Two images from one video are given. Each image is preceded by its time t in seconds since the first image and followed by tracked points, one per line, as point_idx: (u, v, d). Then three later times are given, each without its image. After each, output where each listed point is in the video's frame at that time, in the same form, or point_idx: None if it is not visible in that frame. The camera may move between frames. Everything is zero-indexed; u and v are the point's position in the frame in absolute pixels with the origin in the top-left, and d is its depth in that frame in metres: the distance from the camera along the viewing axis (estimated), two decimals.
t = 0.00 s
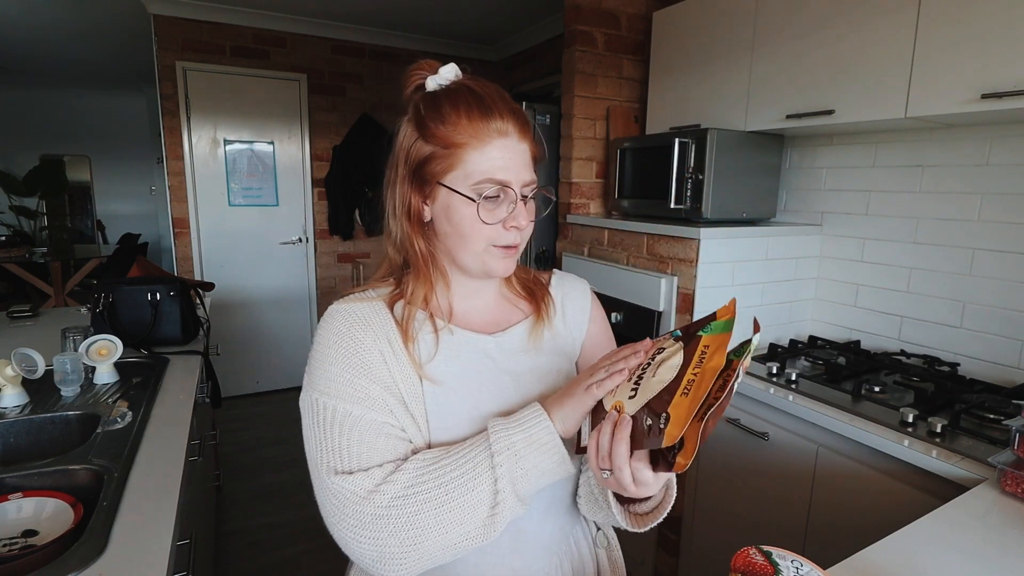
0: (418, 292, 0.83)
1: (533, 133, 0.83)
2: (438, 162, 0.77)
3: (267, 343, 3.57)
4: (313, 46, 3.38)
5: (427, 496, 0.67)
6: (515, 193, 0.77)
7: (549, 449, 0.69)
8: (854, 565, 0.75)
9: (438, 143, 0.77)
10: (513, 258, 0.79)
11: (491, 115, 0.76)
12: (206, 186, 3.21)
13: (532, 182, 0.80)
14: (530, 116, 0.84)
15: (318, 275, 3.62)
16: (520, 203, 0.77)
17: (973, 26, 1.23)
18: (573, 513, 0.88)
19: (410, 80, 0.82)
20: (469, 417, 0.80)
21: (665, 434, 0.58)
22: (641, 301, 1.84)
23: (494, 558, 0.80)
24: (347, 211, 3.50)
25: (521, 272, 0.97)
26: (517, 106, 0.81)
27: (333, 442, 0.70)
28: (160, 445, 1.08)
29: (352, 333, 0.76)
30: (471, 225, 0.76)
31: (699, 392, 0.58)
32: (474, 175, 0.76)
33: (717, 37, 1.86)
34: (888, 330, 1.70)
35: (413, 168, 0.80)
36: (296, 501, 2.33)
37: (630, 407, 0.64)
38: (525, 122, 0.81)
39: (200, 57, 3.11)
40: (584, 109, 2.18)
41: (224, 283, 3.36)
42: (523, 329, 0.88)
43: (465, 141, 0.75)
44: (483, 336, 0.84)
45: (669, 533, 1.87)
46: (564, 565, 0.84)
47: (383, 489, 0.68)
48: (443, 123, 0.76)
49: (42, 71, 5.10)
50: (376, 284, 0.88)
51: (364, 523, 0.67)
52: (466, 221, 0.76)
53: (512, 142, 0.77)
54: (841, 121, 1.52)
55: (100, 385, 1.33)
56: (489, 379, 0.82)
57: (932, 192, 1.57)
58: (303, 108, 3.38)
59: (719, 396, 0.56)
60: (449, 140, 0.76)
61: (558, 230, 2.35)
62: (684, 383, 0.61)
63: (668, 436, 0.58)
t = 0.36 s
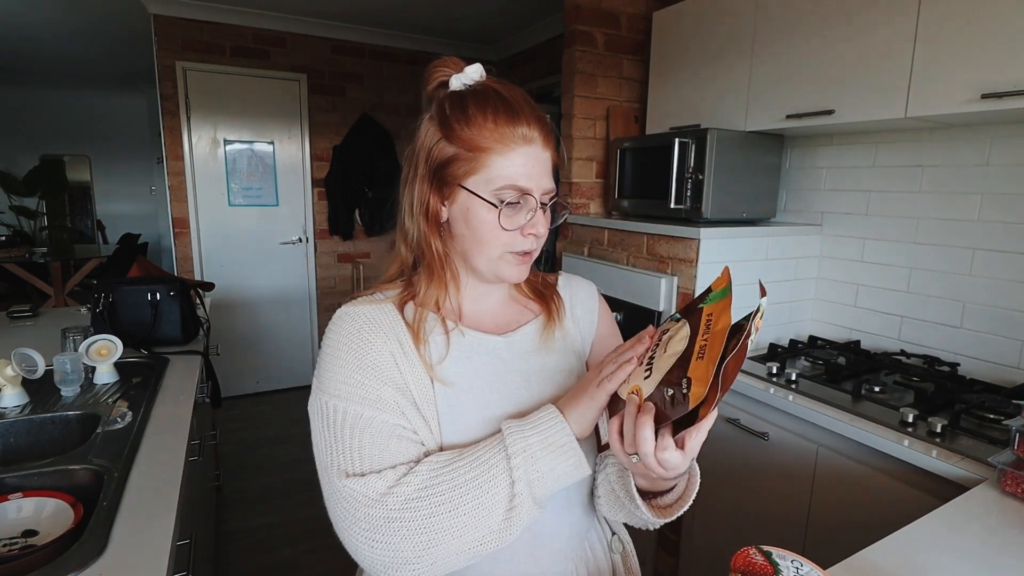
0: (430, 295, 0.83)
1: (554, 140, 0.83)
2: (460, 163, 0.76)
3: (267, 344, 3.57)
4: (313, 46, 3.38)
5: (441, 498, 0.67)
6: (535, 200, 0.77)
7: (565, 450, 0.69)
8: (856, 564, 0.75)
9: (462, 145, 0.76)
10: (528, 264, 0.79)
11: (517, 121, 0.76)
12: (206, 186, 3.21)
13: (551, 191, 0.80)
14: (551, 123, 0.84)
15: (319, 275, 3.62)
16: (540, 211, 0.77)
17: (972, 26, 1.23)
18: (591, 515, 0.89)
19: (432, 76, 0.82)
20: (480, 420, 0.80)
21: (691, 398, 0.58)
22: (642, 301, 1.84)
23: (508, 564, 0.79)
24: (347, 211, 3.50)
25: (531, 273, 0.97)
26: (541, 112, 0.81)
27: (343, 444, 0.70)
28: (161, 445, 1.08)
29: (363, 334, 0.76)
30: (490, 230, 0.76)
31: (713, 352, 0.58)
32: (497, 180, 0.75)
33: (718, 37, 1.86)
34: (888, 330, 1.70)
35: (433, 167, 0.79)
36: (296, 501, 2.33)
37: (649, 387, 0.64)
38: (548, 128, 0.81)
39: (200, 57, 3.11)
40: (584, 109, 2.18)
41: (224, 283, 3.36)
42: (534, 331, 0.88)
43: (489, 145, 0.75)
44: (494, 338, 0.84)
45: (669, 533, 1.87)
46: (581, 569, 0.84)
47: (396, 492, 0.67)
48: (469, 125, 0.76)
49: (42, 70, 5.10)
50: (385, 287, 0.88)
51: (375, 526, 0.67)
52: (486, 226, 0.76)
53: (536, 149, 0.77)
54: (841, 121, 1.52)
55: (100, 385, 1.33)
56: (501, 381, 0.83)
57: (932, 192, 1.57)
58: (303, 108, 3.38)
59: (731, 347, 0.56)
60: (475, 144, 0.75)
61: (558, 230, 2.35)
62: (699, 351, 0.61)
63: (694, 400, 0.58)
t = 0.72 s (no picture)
0: (431, 296, 0.83)
1: (558, 139, 0.83)
2: (461, 162, 0.76)
3: (267, 344, 3.57)
4: (313, 45, 3.38)
5: (435, 502, 0.67)
6: (537, 200, 0.76)
7: (558, 454, 0.69)
8: (856, 565, 0.75)
9: (463, 144, 0.76)
10: (531, 264, 0.79)
11: (519, 119, 0.76)
12: (206, 186, 3.21)
13: (554, 191, 0.80)
14: (556, 122, 0.84)
15: (319, 275, 3.62)
16: (542, 211, 0.77)
17: (972, 26, 1.23)
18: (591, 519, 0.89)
19: (436, 75, 0.82)
20: (479, 424, 0.80)
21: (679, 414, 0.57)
22: (642, 301, 1.84)
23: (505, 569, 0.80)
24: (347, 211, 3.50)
25: (535, 275, 0.97)
26: (546, 112, 0.81)
27: (340, 447, 0.70)
28: (161, 445, 1.08)
29: (362, 336, 0.76)
30: (492, 231, 0.76)
31: (704, 365, 0.57)
32: (498, 179, 0.75)
33: (718, 37, 1.86)
34: (888, 330, 1.70)
35: (434, 166, 0.80)
36: (295, 501, 2.33)
37: (640, 397, 0.64)
38: (552, 127, 0.81)
39: (200, 57, 3.11)
40: (584, 109, 2.18)
41: (224, 283, 3.36)
42: (537, 333, 0.88)
43: (491, 144, 0.75)
44: (494, 340, 0.84)
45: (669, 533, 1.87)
46: None
47: (390, 496, 0.67)
48: (471, 124, 0.76)
49: (42, 70, 5.10)
50: (388, 286, 0.88)
51: (369, 531, 0.67)
52: (487, 227, 0.76)
53: (540, 148, 0.77)
54: (841, 121, 1.52)
55: (100, 385, 1.33)
56: (501, 384, 0.83)
57: (932, 192, 1.57)
58: (303, 108, 3.38)
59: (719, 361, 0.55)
60: (478, 143, 0.75)
61: (558, 230, 2.35)
62: (690, 364, 0.60)
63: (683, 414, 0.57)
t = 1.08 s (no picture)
0: (423, 297, 0.82)
1: (552, 137, 0.83)
2: (450, 159, 0.76)
3: (267, 344, 3.57)
4: (313, 45, 3.38)
5: (423, 507, 0.67)
6: (530, 197, 0.76)
7: (549, 461, 0.69)
8: (855, 564, 0.75)
9: (453, 141, 0.76)
10: (525, 262, 0.78)
11: (509, 116, 0.76)
12: (206, 186, 3.21)
13: (548, 188, 0.79)
14: (551, 121, 0.83)
15: (319, 275, 3.62)
16: (534, 208, 0.76)
17: (972, 26, 1.24)
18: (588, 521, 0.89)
19: (432, 74, 0.82)
20: (474, 427, 0.80)
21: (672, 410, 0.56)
22: (642, 301, 1.84)
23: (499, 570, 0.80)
24: (348, 211, 3.50)
25: (535, 277, 0.97)
26: (539, 109, 0.81)
27: (332, 449, 0.70)
28: (160, 445, 1.08)
29: (357, 337, 0.76)
30: (482, 227, 0.75)
31: (691, 359, 0.56)
32: (488, 176, 0.75)
33: (718, 38, 1.86)
34: (888, 330, 1.70)
35: (428, 165, 0.80)
36: (296, 501, 2.33)
37: (633, 396, 0.63)
38: (545, 125, 0.80)
39: (200, 57, 3.11)
40: (584, 109, 2.18)
41: (224, 283, 3.36)
42: (534, 335, 0.88)
43: (482, 141, 0.75)
44: (490, 343, 0.83)
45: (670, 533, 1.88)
46: None
47: (379, 500, 0.68)
48: (462, 121, 0.76)
49: (42, 70, 5.10)
50: (387, 286, 0.89)
51: (357, 533, 0.67)
52: (477, 223, 0.75)
53: (531, 145, 0.77)
54: (841, 121, 1.52)
55: (100, 385, 1.33)
56: (496, 386, 0.82)
57: (932, 192, 1.57)
58: (303, 108, 3.38)
59: (704, 351, 0.54)
60: (467, 139, 0.75)
61: (558, 230, 2.35)
62: (676, 359, 0.59)
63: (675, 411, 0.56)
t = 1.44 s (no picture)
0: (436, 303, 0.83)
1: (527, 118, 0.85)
2: (445, 154, 0.77)
3: (267, 344, 3.57)
4: (313, 45, 3.38)
5: (426, 505, 0.67)
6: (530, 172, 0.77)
7: (552, 459, 0.69)
8: (854, 565, 0.75)
9: (440, 138, 0.77)
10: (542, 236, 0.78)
11: (485, 98, 0.78)
12: (206, 186, 3.21)
13: (539, 159, 0.81)
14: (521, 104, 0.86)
15: (318, 275, 3.62)
16: (537, 177, 0.77)
17: (972, 27, 1.24)
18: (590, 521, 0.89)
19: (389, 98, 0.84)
20: (475, 427, 0.80)
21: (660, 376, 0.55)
22: (641, 301, 1.84)
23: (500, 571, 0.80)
24: (347, 211, 3.50)
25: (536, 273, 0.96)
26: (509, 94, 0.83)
27: (336, 447, 0.70)
28: (160, 446, 1.08)
29: (360, 337, 0.76)
30: (495, 208, 0.75)
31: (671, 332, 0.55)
32: (485, 159, 0.76)
33: (718, 38, 1.86)
34: (888, 330, 1.70)
35: (420, 172, 0.80)
36: (296, 501, 2.33)
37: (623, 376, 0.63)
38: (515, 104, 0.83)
39: (200, 57, 3.11)
40: (584, 109, 2.18)
41: (223, 283, 3.36)
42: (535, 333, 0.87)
43: (468, 127, 0.76)
44: (490, 343, 0.83)
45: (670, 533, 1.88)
46: None
47: (382, 498, 0.68)
48: (444, 117, 0.77)
49: (42, 70, 5.10)
50: (389, 291, 0.88)
51: (360, 531, 0.67)
52: (490, 206, 0.75)
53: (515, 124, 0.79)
54: (841, 121, 1.52)
55: (100, 385, 1.33)
56: (496, 387, 0.82)
57: (931, 192, 1.57)
58: (303, 108, 3.38)
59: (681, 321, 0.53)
60: (455, 131, 0.76)
61: (558, 230, 2.35)
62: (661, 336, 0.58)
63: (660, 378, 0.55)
